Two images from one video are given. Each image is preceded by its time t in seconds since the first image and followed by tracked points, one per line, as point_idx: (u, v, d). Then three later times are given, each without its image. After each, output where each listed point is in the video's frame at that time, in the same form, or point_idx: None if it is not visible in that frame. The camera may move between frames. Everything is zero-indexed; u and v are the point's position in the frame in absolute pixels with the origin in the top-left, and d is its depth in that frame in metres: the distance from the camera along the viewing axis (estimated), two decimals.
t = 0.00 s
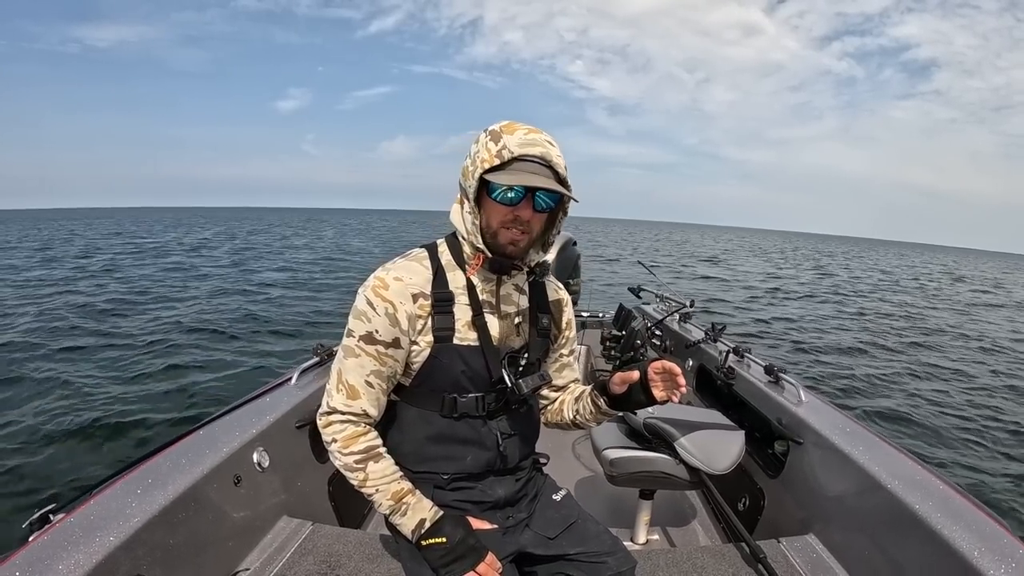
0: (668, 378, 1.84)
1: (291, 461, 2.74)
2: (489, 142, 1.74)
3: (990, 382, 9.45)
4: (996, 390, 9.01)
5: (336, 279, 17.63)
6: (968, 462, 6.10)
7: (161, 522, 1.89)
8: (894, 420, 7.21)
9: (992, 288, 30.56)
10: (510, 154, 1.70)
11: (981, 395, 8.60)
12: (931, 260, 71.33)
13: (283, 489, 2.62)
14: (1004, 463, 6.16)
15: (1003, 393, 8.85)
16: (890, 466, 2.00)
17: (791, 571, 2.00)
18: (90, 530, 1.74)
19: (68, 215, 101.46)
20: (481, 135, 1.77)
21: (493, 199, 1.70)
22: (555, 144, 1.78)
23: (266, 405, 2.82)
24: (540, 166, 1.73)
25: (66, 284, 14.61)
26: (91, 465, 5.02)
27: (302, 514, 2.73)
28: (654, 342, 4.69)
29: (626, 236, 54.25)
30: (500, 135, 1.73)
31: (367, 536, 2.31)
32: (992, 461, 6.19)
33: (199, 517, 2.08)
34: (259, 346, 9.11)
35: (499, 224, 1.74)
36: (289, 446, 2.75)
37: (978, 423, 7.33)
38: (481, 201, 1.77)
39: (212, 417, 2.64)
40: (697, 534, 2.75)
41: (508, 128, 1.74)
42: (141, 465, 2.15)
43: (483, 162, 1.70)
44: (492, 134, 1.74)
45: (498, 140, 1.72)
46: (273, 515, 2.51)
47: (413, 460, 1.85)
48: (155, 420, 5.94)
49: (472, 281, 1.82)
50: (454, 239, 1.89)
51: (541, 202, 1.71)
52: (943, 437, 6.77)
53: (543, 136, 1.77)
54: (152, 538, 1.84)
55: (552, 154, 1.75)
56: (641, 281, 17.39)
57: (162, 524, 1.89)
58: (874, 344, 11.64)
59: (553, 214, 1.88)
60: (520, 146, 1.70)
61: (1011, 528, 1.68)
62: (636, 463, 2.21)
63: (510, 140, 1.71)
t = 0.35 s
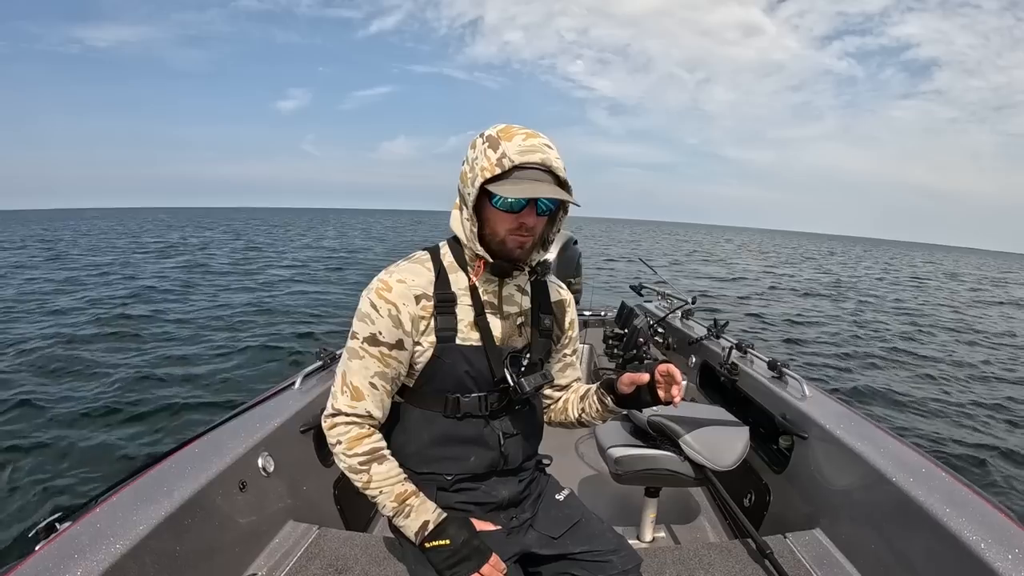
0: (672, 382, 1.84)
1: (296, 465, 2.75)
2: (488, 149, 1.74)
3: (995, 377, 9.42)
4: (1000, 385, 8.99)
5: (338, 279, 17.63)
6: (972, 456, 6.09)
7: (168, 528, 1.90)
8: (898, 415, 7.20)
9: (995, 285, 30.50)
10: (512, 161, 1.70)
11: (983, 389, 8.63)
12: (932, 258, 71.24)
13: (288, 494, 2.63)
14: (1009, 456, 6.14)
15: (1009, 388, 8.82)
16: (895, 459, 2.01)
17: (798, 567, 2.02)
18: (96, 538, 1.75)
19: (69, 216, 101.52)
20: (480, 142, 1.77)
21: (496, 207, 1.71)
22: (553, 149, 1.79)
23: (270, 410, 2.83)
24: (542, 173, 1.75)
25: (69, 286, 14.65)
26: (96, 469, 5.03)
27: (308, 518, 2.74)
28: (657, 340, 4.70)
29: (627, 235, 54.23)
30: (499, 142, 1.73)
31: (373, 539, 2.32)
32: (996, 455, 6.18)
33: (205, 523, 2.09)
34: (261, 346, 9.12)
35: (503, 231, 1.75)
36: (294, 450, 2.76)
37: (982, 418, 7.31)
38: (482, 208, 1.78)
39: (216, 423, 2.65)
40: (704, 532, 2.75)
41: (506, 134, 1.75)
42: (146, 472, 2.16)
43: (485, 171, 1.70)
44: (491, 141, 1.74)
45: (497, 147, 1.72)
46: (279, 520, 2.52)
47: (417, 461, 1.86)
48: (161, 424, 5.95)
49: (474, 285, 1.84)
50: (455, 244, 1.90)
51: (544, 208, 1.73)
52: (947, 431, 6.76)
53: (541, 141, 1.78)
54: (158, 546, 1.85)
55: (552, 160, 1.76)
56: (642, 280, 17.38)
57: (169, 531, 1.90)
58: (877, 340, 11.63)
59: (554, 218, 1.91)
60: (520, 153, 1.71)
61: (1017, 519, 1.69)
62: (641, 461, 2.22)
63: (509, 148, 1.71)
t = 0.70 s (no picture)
0: (666, 386, 1.83)
1: (291, 464, 2.74)
2: (477, 151, 1.72)
3: (994, 380, 9.41)
4: (999, 387, 8.98)
5: (337, 280, 17.64)
6: (969, 461, 6.08)
7: (161, 524, 1.89)
8: (896, 418, 7.20)
9: (995, 286, 30.48)
10: (502, 162, 1.69)
11: (981, 392, 8.62)
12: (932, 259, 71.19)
13: (282, 492, 2.62)
14: (1007, 461, 6.14)
15: (1007, 391, 8.81)
16: (890, 468, 2.00)
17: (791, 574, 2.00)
18: (90, 533, 1.74)
19: (69, 216, 101.65)
20: (469, 144, 1.75)
21: (488, 208, 1.70)
22: (542, 146, 1.79)
23: (265, 408, 2.82)
24: (533, 171, 1.74)
25: (68, 285, 14.66)
26: (92, 467, 5.02)
27: (302, 517, 2.73)
28: (654, 344, 4.70)
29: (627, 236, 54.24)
30: (488, 143, 1.72)
31: (367, 538, 2.31)
32: (994, 459, 6.17)
33: (199, 519, 2.08)
34: (259, 346, 9.12)
35: (496, 232, 1.74)
36: (288, 448, 2.74)
37: (980, 422, 7.31)
38: (473, 209, 1.76)
39: (211, 420, 2.64)
40: (697, 537, 2.74)
41: (494, 134, 1.73)
42: (140, 468, 2.15)
43: (476, 173, 1.69)
44: (479, 142, 1.73)
45: (487, 148, 1.71)
46: (272, 518, 2.51)
47: (411, 462, 1.85)
48: (159, 423, 5.95)
49: (467, 287, 1.83)
50: (446, 246, 1.88)
51: (536, 207, 1.72)
52: (945, 435, 6.75)
53: (530, 139, 1.77)
54: (152, 541, 1.84)
55: (542, 157, 1.75)
56: (642, 281, 17.38)
57: (163, 527, 1.89)
58: (875, 342, 11.62)
59: (545, 216, 1.91)
60: (510, 153, 1.69)
61: (1012, 531, 1.67)
62: (635, 465, 2.21)
63: (498, 147, 1.70)
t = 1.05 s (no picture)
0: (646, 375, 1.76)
1: (286, 458, 2.73)
2: (484, 144, 1.72)
3: (992, 384, 9.40)
4: (997, 392, 8.97)
5: (336, 279, 17.64)
6: (965, 467, 6.09)
7: (155, 515, 1.88)
8: (893, 423, 7.20)
9: (994, 289, 30.45)
10: (509, 153, 1.69)
11: (980, 397, 8.61)
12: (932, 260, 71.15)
13: (277, 485, 2.61)
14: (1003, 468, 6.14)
15: (1006, 395, 8.80)
16: (884, 476, 1.99)
17: None
18: (82, 521, 1.73)
19: (70, 215, 101.76)
20: (476, 138, 1.74)
21: (495, 201, 1.69)
22: (548, 140, 1.79)
23: (261, 402, 2.80)
24: (539, 164, 1.73)
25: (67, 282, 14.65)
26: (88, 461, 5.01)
27: (296, 511, 2.72)
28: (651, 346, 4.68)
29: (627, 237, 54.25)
30: (494, 136, 1.71)
31: (359, 533, 2.30)
32: (991, 466, 6.17)
33: (192, 510, 2.07)
34: (258, 345, 9.11)
35: (501, 226, 1.72)
36: (282, 443, 2.73)
37: (978, 427, 7.30)
38: (479, 204, 1.75)
39: (206, 412, 2.62)
40: (688, 540, 2.72)
41: (501, 128, 1.73)
42: (134, 458, 2.14)
43: (483, 164, 1.68)
44: (486, 135, 1.72)
45: (493, 141, 1.70)
46: (266, 511, 2.50)
47: (407, 459, 1.84)
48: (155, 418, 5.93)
49: (469, 285, 1.81)
50: (450, 243, 1.87)
51: (543, 199, 1.71)
52: (942, 441, 6.75)
53: (536, 133, 1.77)
54: (145, 530, 1.83)
55: (547, 149, 1.75)
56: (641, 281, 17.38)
57: (156, 516, 1.88)
58: (874, 345, 11.63)
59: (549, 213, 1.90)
60: (516, 144, 1.69)
61: (1006, 543, 1.66)
62: (629, 467, 2.20)
63: (505, 140, 1.70)
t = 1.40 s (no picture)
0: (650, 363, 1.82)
1: (289, 458, 2.74)
2: (506, 142, 1.74)
3: (994, 382, 9.39)
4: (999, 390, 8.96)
5: (337, 279, 17.63)
6: (969, 465, 6.06)
7: (159, 517, 1.89)
8: (895, 420, 7.19)
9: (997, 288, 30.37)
10: (530, 151, 1.71)
11: (981, 394, 8.60)
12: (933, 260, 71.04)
13: (280, 486, 2.62)
14: (1006, 464, 6.13)
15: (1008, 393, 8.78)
16: (888, 470, 2.00)
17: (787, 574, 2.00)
18: (87, 523, 1.74)
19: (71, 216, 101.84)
20: (497, 136, 1.76)
21: (515, 198, 1.70)
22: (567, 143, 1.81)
23: (264, 402, 2.81)
24: (560, 164, 1.75)
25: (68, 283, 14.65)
26: (91, 461, 5.02)
27: (300, 511, 2.73)
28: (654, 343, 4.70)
29: (627, 237, 54.20)
30: (516, 135, 1.73)
31: (363, 533, 2.31)
32: (994, 463, 6.15)
33: (197, 512, 2.08)
34: (259, 345, 9.11)
35: (519, 224, 1.74)
36: (286, 443, 2.74)
37: (980, 425, 7.28)
38: (499, 201, 1.77)
39: (209, 413, 2.63)
40: (693, 536, 2.73)
41: (523, 128, 1.75)
42: (138, 460, 2.14)
43: (504, 161, 1.70)
44: (508, 134, 1.74)
45: (515, 140, 1.72)
46: (270, 511, 2.51)
47: (415, 457, 1.85)
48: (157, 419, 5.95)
49: (484, 284, 1.82)
50: (467, 242, 1.88)
51: (562, 200, 1.73)
52: (945, 438, 6.74)
53: (557, 135, 1.80)
54: (150, 532, 1.84)
55: (568, 153, 1.77)
56: (642, 281, 17.37)
57: (160, 518, 1.89)
58: (875, 343, 11.62)
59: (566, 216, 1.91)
60: (539, 144, 1.72)
61: (1011, 536, 1.67)
62: (634, 464, 2.21)
63: (527, 139, 1.72)
